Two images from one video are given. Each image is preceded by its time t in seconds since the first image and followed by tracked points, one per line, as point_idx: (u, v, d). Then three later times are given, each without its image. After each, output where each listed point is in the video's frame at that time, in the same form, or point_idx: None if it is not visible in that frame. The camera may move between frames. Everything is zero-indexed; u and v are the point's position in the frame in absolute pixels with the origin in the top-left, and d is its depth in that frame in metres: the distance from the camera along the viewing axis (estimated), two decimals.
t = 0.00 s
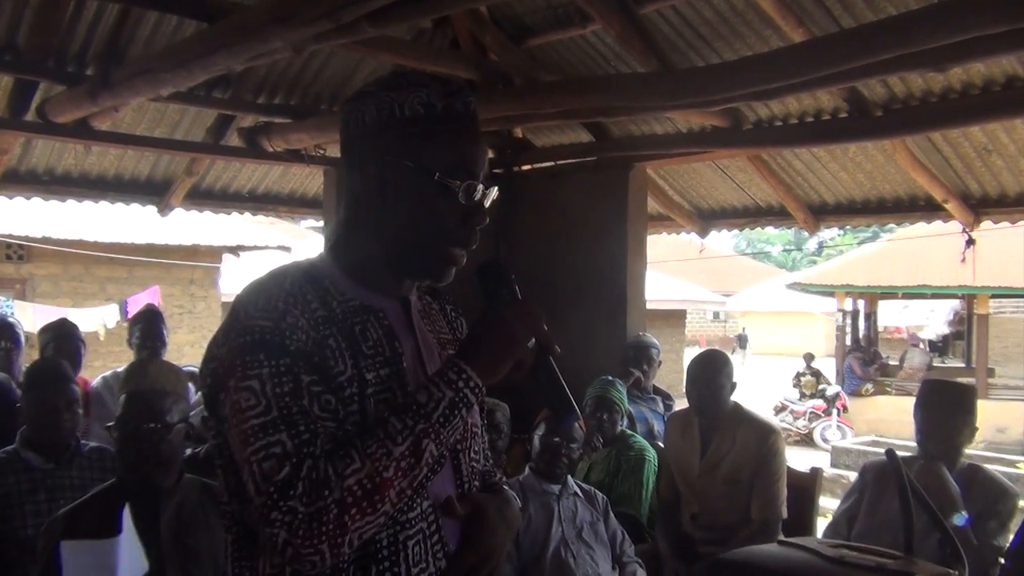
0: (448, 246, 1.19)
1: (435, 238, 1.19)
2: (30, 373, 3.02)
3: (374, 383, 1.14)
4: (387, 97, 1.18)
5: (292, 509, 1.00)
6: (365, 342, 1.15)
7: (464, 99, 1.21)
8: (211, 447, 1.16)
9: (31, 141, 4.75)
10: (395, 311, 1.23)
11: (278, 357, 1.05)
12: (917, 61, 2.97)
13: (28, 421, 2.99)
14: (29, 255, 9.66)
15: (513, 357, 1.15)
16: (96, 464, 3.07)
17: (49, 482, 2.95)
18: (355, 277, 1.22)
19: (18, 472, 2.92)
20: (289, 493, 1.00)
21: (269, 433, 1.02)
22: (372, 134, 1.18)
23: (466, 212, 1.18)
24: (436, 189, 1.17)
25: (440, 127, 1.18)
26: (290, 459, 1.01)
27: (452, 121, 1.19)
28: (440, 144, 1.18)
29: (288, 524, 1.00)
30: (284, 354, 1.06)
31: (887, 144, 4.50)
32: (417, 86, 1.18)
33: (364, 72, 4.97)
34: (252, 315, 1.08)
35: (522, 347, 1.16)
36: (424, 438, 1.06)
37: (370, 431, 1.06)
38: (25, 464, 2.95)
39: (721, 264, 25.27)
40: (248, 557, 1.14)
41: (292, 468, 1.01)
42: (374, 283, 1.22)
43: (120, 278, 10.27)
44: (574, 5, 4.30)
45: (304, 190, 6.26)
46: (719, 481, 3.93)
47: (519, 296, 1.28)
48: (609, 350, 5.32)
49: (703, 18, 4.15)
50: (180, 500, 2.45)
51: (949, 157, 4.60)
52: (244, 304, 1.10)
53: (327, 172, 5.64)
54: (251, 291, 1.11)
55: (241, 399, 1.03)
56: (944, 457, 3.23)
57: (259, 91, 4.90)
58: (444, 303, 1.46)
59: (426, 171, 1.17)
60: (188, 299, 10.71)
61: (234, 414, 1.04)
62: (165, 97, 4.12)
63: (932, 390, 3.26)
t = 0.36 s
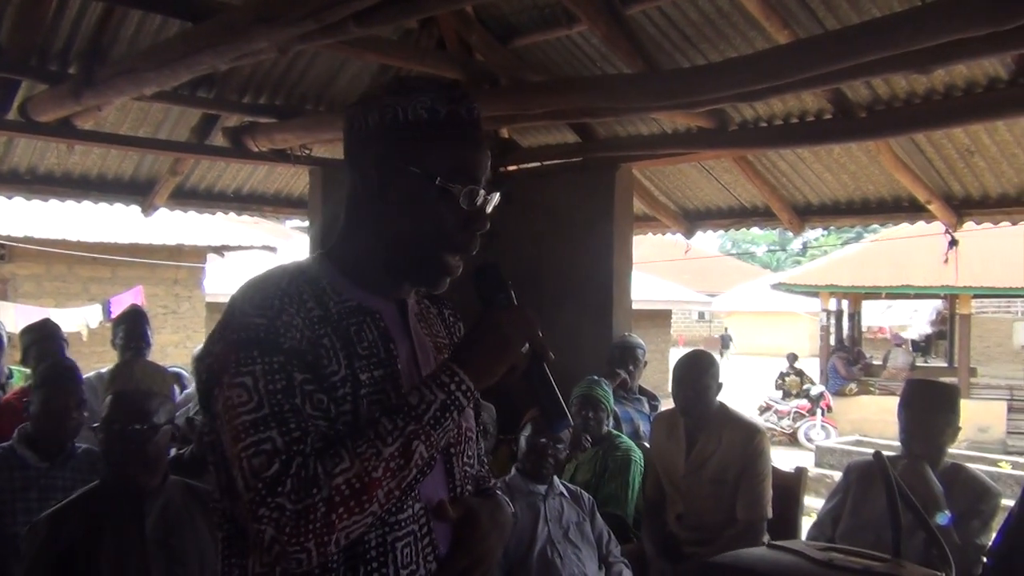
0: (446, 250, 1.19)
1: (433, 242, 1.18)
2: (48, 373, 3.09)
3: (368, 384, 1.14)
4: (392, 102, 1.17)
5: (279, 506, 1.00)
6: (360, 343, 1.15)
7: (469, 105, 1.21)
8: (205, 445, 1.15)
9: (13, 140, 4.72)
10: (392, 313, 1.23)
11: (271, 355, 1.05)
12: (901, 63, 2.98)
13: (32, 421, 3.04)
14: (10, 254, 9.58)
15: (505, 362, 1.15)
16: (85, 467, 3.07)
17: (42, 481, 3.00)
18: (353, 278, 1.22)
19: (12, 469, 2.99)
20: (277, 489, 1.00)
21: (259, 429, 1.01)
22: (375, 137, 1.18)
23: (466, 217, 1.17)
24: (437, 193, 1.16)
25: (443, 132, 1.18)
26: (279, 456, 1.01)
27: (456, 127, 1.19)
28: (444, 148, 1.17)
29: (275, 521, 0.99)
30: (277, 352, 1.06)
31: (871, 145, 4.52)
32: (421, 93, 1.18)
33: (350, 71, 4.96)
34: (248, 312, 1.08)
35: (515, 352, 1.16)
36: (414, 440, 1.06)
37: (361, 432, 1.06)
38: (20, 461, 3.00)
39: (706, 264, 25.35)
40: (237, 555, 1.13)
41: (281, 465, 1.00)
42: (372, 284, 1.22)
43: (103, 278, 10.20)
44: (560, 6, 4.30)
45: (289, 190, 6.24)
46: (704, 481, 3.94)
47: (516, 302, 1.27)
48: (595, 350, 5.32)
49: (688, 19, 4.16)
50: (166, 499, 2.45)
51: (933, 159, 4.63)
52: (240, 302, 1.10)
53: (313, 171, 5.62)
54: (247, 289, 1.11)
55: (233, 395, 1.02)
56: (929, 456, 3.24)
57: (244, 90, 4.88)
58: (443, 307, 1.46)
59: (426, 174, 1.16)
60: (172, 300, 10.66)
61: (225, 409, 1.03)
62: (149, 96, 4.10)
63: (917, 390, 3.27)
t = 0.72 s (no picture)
0: (442, 251, 1.18)
1: (428, 242, 1.18)
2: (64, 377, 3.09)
3: (363, 386, 1.13)
4: (386, 101, 1.18)
5: (263, 506, 1.00)
6: (356, 345, 1.14)
7: (464, 106, 1.20)
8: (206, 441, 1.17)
9: None
10: (392, 316, 1.21)
11: (265, 354, 1.06)
12: (887, 64, 3.00)
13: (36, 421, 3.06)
14: None
15: (498, 367, 1.13)
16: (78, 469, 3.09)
17: (38, 481, 3.00)
18: (352, 278, 1.22)
19: (11, 468, 2.99)
20: (262, 489, 1.00)
21: (248, 427, 1.02)
22: (370, 136, 1.18)
23: (458, 216, 1.16)
24: (425, 191, 1.16)
25: (436, 131, 1.17)
26: (266, 456, 1.01)
27: (451, 127, 1.18)
28: (438, 147, 1.17)
29: (260, 520, 1.00)
30: (270, 351, 1.06)
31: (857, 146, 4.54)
32: (414, 92, 1.18)
33: (339, 72, 4.95)
34: (244, 311, 1.09)
35: (508, 357, 1.14)
36: (401, 444, 1.05)
37: (350, 434, 1.06)
38: (19, 459, 3.01)
39: (695, 265, 25.41)
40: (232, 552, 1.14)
41: (267, 465, 1.01)
42: (370, 287, 1.21)
43: (90, 280, 10.15)
44: (548, 6, 4.30)
45: (277, 190, 6.21)
46: (693, 480, 3.95)
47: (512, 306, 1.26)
48: (585, 351, 5.33)
49: (677, 19, 4.17)
50: (153, 501, 2.44)
51: (919, 159, 4.65)
52: (240, 300, 1.10)
53: (301, 172, 5.60)
54: (247, 288, 1.12)
55: (225, 393, 1.03)
56: (917, 456, 3.26)
57: (232, 90, 4.86)
58: (447, 311, 1.45)
59: (417, 173, 1.16)
60: (160, 301, 10.62)
61: (219, 407, 1.04)
62: (135, 96, 4.08)
63: (904, 390, 3.29)
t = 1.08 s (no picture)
0: (426, 254, 1.17)
1: (413, 244, 1.17)
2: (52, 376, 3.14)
3: (347, 389, 1.12)
4: (383, 100, 1.19)
5: (236, 509, 1.02)
6: (342, 349, 1.14)
7: (458, 110, 1.20)
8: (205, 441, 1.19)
9: None
10: (381, 319, 1.21)
11: (247, 357, 1.07)
12: (879, 65, 3.01)
13: (23, 421, 3.06)
14: None
15: (476, 373, 1.11)
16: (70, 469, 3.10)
17: (27, 481, 2.98)
18: (343, 279, 1.21)
19: None
20: (235, 492, 1.02)
21: (226, 430, 1.03)
22: (361, 136, 1.19)
23: (443, 219, 1.15)
24: (408, 192, 1.16)
25: (429, 133, 1.17)
26: (242, 459, 1.03)
27: (443, 129, 1.18)
28: (427, 149, 1.16)
29: (234, 523, 1.02)
30: (252, 354, 1.07)
31: (849, 146, 4.55)
32: (413, 95, 1.20)
33: (332, 72, 4.94)
34: (230, 313, 1.10)
35: (487, 361, 1.11)
36: (374, 450, 1.03)
37: (327, 439, 1.05)
38: (8, 459, 2.99)
39: (687, 265, 25.45)
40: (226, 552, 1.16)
41: (242, 468, 1.03)
42: (360, 290, 1.21)
43: (81, 280, 10.11)
44: (541, 6, 4.30)
45: (269, 190, 6.20)
46: (686, 480, 3.95)
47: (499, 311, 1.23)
48: (578, 350, 5.33)
49: (669, 20, 4.17)
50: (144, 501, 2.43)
51: (911, 160, 4.66)
52: (228, 301, 1.11)
53: (293, 172, 5.59)
54: (235, 289, 1.13)
55: (207, 396, 1.05)
56: (908, 455, 3.27)
57: (224, 90, 4.84)
58: (447, 313, 1.44)
59: (403, 174, 1.16)
60: (151, 300, 10.61)
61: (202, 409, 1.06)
62: (127, 96, 4.07)
63: (896, 388, 3.30)
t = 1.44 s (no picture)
0: (408, 249, 1.16)
1: (391, 242, 1.16)
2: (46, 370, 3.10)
3: (326, 391, 1.10)
4: (355, 90, 1.17)
5: (215, 523, 0.98)
6: (317, 348, 1.11)
7: (437, 100, 1.19)
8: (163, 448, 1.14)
9: None
10: (357, 319, 1.20)
11: (220, 362, 1.02)
12: (880, 66, 3.01)
13: (20, 420, 3.03)
14: None
15: (462, 374, 1.11)
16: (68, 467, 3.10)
17: (24, 479, 3.00)
18: (313, 275, 1.19)
19: None
20: (214, 505, 0.98)
21: (200, 440, 0.99)
22: (334, 129, 1.17)
23: (421, 214, 1.15)
24: (387, 187, 1.15)
25: (408, 126, 1.15)
26: (219, 470, 0.99)
27: (421, 120, 1.16)
28: (405, 144, 1.15)
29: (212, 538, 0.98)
30: (226, 358, 1.02)
31: (849, 148, 4.56)
32: (386, 84, 1.17)
33: (331, 70, 4.94)
34: (199, 315, 1.05)
35: (475, 361, 1.12)
36: (359, 455, 1.03)
37: (307, 445, 1.04)
38: (5, 458, 3.00)
39: (686, 265, 25.47)
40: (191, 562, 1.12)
41: (220, 480, 0.99)
42: (333, 287, 1.19)
43: (79, 277, 10.11)
44: (541, 6, 4.30)
45: (268, 189, 6.19)
46: (685, 480, 3.95)
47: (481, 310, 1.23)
48: (577, 350, 5.32)
49: (670, 20, 4.17)
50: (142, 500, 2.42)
51: (910, 161, 4.67)
52: (194, 302, 1.06)
53: (292, 170, 5.59)
54: (204, 290, 1.08)
55: (178, 403, 1.00)
56: (906, 456, 3.27)
57: (223, 88, 4.84)
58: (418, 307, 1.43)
59: (380, 170, 1.15)
60: (149, 298, 10.60)
61: (172, 418, 1.01)
62: (126, 93, 4.06)
63: (894, 389, 3.32)
